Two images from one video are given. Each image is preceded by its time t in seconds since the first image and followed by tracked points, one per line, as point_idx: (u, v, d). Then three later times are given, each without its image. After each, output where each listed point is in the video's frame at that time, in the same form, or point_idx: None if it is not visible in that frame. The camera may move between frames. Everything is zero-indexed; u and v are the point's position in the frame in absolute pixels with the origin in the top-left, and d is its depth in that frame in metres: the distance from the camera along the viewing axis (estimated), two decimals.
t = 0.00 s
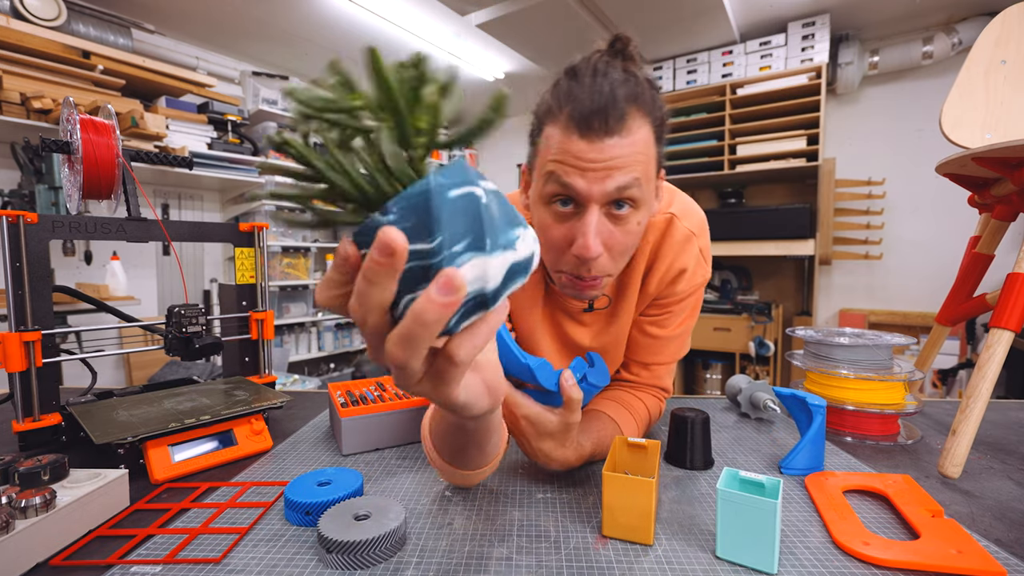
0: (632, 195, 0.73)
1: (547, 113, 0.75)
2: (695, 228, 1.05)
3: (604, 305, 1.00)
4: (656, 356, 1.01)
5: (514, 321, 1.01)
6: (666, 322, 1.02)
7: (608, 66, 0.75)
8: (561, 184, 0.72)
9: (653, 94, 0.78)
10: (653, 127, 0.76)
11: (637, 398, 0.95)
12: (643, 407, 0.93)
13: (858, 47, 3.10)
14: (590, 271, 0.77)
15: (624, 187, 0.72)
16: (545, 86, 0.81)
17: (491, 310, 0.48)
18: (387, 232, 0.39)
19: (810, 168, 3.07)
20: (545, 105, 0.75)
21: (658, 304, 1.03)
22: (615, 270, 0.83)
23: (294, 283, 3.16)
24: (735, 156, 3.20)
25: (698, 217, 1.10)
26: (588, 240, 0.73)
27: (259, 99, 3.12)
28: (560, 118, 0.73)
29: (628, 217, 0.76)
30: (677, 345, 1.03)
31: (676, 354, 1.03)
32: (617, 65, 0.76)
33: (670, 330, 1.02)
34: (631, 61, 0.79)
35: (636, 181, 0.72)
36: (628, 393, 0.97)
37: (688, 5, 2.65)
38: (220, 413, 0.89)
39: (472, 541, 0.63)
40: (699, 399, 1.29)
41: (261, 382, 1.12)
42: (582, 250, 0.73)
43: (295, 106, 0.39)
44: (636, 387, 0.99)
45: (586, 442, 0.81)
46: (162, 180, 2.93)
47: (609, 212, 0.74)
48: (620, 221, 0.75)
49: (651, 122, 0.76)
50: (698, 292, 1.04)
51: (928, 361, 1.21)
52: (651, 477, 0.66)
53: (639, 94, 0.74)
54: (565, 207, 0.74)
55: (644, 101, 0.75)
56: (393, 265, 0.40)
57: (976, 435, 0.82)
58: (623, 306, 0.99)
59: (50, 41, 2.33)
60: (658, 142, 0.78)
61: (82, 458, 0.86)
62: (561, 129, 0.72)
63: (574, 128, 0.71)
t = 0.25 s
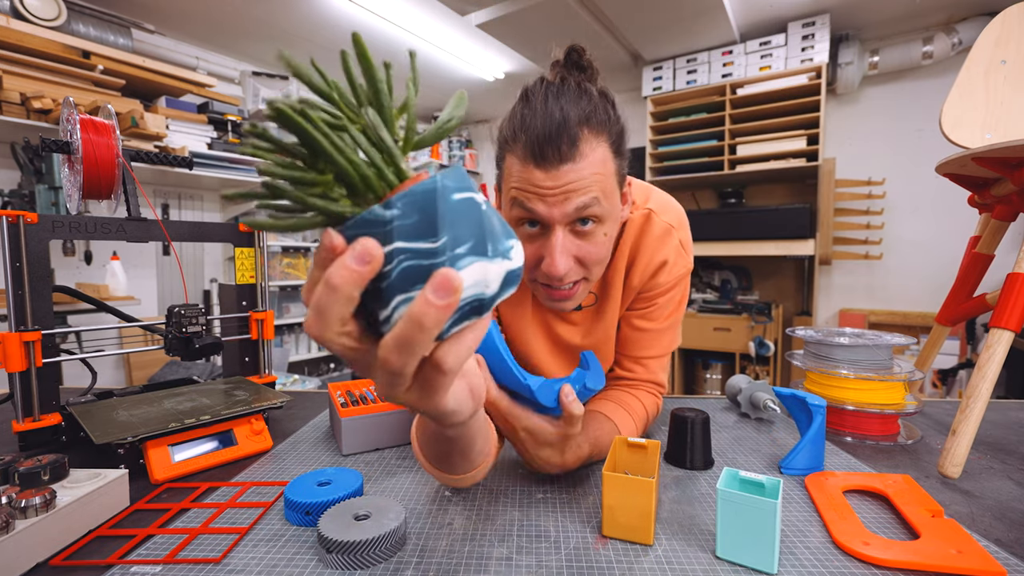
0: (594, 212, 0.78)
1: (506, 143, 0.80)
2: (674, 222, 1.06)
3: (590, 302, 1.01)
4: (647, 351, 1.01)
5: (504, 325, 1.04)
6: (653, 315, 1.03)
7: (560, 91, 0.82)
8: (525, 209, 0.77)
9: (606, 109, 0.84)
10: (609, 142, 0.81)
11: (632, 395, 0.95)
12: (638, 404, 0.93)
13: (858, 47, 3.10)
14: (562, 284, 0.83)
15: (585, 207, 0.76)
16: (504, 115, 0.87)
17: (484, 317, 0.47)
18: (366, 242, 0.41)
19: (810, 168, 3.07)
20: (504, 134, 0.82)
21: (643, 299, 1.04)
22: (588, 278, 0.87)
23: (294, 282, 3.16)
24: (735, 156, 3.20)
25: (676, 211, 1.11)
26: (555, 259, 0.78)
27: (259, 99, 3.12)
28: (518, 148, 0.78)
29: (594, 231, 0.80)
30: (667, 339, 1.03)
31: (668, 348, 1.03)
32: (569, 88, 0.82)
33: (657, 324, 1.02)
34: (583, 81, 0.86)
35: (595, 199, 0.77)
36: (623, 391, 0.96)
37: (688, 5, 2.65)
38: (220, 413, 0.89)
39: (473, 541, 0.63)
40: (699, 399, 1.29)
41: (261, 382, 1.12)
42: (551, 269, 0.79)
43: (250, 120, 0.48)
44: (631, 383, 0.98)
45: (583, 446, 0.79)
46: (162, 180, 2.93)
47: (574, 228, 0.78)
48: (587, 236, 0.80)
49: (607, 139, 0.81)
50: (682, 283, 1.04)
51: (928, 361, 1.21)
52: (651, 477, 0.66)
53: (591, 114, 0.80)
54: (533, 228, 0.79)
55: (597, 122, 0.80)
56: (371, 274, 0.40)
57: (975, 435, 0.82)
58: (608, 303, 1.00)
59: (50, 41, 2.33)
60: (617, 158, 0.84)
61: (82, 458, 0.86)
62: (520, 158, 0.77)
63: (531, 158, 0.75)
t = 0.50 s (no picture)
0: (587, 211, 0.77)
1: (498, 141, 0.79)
2: (662, 219, 1.06)
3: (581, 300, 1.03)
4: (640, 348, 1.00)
5: (499, 325, 1.07)
6: (644, 312, 1.02)
7: (552, 90, 0.81)
8: (518, 207, 0.76)
9: (597, 108, 0.84)
10: (599, 141, 0.81)
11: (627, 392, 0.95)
12: (635, 402, 0.93)
13: (858, 47, 3.10)
14: (555, 280, 0.82)
15: (577, 204, 0.76)
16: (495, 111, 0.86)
17: (469, 303, 0.48)
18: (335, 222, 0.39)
19: (810, 168, 3.07)
20: (496, 132, 0.81)
21: (633, 296, 1.04)
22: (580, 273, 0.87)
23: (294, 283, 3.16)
24: (735, 156, 3.20)
25: (666, 208, 1.10)
26: (548, 257, 0.77)
27: (259, 99, 3.13)
28: (510, 146, 0.77)
29: (584, 228, 0.80)
30: (661, 336, 1.02)
31: (662, 346, 1.02)
32: (560, 86, 0.82)
33: (649, 321, 1.02)
34: (574, 78, 0.86)
35: (586, 197, 0.76)
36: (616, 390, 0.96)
37: (688, 5, 2.65)
38: (220, 413, 0.89)
39: (473, 541, 0.64)
40: (699, 398, 1.29)
41: (261, 382, 1.12)
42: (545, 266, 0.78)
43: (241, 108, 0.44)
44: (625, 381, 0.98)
45: (574, 445, 0.79)
46: (162, 180, 2.93)
47: (565, 227, 0.78)
48: (577, 234, 0.80)
49: (597, 138, 0.81)
50: (672, 280, 1.03)
51: (928, 361, 1.21)
52: (651, 477, 0.66)
53: (583, 113, 0.80)
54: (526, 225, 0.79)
55: (588, 120, 0.80)
56: (342, 257, 0.40)
57: (975, 435, 0.82)
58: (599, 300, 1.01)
59: (49, 41, 2.33)
60: (607, 156, 0.84)
61: (82, 458, 0.86)
62: (513, 156, 0.76)
63: (524, 156, 0.75)
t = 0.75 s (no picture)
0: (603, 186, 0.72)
1: (514, 117, 0.76)
2: (664, 218, 1.06)
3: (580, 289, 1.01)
4: (639, 345, 1.00)
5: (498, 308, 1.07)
6: (643, 309, 1.02)
7: (565, 73, 0.80)
8: (537, 184, 0.70)
9: (608, 91, 0.84)
10: (613, 123, 0.80)
11: (625, 391, 0.95)
12: (634, 401, 0.93)
13: (858, 47, 3.10)
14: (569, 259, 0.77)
15: (595, 182, 0.71)
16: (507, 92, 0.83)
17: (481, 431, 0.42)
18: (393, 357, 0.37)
19: (810, 168, 3.08)
20: (511, 108, 0.77)
21: (631, 291, 1.04)
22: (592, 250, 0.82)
23: (294, 283, 3.16)
24: (735, 156, 3.20)
25: (667, 208, 1.10)
26: (565, 233, 0.71)
27: (259, 99, 3.13)
28: (528, 123, 0.73)
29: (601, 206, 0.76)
30: (660, 334, 1.02)
31: (660, 343, 1.02)
32: (573, 69, 0.81)
33: (647, 318, 1.02)
34: (583, 62, 0.85)
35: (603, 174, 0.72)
36: (614, 388, 0.97)
37: (688, 5, 2.65)
38: (220, 413, 0.89)
39: (473, 541, 0.64)
40: (699, 398, 1.29)
41: (261, 382, 1.12)
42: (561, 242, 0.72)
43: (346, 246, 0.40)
44: (624, 379, 0.98)
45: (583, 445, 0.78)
46: (162, 180, 2.93)
47: (581, 203, 0.73)
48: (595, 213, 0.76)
49: (610, 119, 0.80)
50: (672, 278, 1.03)
51: (928, 361, 1.21)
52: (651, 477, 0.66)
53: (598, 94, 0.79)
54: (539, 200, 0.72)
55: (603, 101, 0.80)
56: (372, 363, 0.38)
57: (975, 436, 0.82)
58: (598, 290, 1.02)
59: (50, 40, 2.33)
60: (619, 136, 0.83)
61: (82, 458, 0.86)
62: (531, 133, 0.73)
63: (543, 132, 0.71)
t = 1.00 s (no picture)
0: (588, 173, 0.81)
1: (511, 106, 0.82)
2: (660, 215, 1.06)
3: (574, 282, 1.04)
4: (638, 342, 1.00)
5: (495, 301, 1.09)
6: (641, 305, 1.02)
7: (563, 66, 0.84)
8: (527, 166, 0.80)
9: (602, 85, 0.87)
10: (602, 117, 0.84)
11: (625, 388, 0.95)
12: (637, 399, 0.93)
13: (858, 47, 3.10)
14: (554, 238, 0.84)
15: (579, 165, 0.79)
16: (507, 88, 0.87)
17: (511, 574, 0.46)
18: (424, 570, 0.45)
19: (810, 168, 3.08)
20: (509, 102, 0.83)
21: (629, 288, 1.04)
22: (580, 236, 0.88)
23: (294, 282, 3.16)
24: (735, 156, 3.20)
25: (663, 206, 1.10)
26: (551, 214, 0.81)
27: (259, 99, 3.13)
28: (522, 110, 0.80)
29: (585, 191, 0.83)
30: (659, 330, 1.02)
31: (660, 340, 1.01)
32: (570, 66, 0.84)
33: (646, 314, 1.02)
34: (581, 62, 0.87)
35: (589, 161, 0.80)
36: (615, 385, 0.96)
37: (688, 5, 2.65)
38: (220, 413, 0.89)
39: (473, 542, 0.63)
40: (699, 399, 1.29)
41: (261, 383, 1.12)
42: (546, 218, 0.81)
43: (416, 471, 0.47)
44: (626, 376, 0.98)
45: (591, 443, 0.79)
46: (162, 180, 2.93)
47: (567, 187, 0.81)
48: (579, 196, 0.83)
49: (600, 114, 0.83)
50: (669, 274, 1.03)
51: (928, 361, 1.21)
52: (652, 477, 0.66)
53: (589, 92, 0.83)
54: (531, 185, 0.82)
55: (593, 96, 0.83)
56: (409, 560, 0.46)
57: (975, 435, 0.82)
58: (592, 282, 1.04)
59: (49, 40, 2.33)
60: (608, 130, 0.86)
61: (81, 458, 0.86)
62: (524, 119, 0.79)
63: (534, 117, 0.78)
